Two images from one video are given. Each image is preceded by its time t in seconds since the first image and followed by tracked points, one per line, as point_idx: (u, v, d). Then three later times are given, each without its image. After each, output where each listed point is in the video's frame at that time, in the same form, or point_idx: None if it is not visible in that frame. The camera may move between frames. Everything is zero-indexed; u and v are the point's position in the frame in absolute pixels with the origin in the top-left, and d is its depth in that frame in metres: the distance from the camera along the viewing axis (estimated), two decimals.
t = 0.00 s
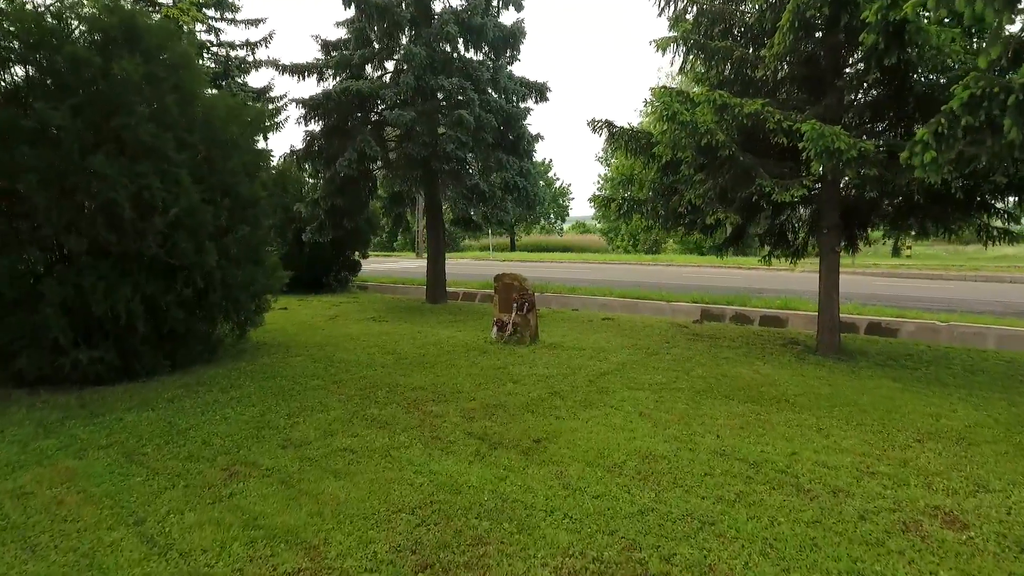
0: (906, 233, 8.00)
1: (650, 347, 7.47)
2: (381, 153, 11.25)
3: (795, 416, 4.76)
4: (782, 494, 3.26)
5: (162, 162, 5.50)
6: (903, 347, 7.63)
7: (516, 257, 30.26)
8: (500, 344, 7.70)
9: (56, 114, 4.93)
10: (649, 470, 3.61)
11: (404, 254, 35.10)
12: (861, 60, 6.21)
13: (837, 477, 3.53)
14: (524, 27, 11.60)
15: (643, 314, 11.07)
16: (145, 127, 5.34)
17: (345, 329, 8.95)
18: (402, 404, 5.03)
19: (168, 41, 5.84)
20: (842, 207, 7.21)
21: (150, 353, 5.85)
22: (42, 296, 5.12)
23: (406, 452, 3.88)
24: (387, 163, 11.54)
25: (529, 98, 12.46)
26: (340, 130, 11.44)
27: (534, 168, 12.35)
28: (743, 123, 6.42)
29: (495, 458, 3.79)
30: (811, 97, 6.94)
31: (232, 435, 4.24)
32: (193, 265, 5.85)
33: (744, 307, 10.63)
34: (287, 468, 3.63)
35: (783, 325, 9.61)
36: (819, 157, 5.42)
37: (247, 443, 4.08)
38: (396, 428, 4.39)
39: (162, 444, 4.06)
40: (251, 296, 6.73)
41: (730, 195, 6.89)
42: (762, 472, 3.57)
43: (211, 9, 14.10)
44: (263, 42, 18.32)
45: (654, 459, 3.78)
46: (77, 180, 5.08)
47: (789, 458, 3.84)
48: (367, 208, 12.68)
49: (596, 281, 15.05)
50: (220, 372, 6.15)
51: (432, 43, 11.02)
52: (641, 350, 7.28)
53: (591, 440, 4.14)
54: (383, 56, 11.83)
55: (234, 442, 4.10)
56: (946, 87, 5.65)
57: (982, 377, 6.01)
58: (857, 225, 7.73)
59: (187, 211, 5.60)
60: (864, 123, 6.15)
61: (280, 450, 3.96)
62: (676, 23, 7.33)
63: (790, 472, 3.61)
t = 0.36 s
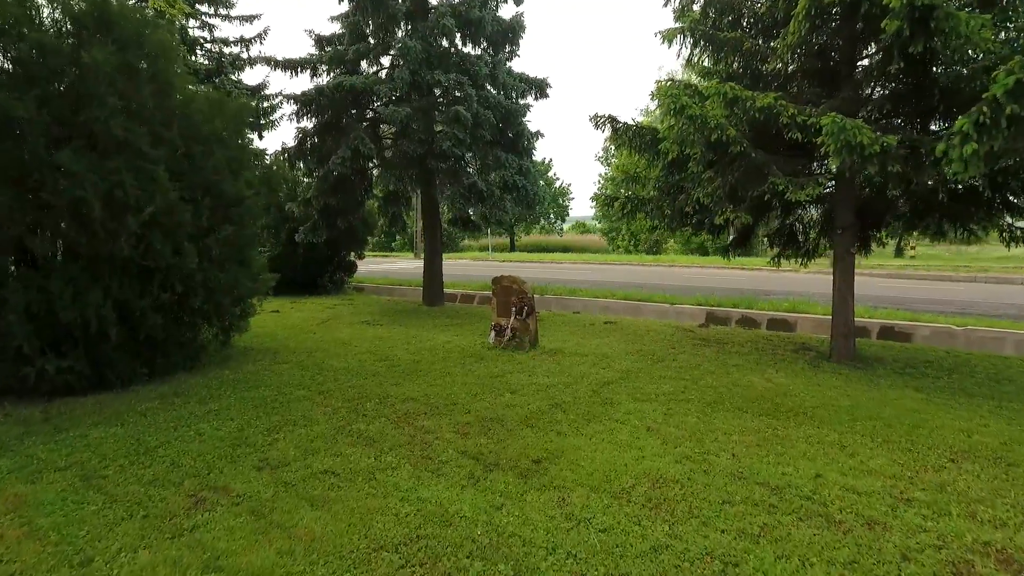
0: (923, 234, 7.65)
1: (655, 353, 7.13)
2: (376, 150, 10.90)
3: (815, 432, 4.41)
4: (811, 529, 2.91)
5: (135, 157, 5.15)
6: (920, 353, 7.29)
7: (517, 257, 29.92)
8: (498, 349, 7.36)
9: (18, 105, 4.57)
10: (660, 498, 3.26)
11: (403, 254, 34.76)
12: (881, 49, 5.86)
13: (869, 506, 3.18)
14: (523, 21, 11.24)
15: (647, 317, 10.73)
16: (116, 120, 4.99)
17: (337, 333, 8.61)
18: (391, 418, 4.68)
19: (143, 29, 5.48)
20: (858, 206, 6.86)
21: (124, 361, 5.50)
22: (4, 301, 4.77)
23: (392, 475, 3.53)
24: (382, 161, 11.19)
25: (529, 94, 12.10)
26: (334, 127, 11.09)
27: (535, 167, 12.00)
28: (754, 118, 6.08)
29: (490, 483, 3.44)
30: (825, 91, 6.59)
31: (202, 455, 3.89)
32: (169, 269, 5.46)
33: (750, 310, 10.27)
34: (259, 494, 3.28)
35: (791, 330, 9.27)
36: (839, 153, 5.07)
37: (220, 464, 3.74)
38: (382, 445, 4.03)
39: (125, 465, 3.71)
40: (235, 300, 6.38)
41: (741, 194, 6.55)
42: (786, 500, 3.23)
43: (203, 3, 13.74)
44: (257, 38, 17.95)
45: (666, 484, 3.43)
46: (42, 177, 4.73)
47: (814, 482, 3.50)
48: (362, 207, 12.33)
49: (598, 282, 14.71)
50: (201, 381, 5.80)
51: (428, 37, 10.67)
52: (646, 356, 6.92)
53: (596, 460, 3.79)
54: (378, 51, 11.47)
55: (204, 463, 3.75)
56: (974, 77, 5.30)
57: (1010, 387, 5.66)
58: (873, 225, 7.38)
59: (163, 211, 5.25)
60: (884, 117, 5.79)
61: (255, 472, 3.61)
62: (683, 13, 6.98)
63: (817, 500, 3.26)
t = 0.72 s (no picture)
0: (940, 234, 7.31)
1: (660, 360, 6.79)
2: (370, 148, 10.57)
3: (838, 450, 4.07)
4: (847, 571, 2.57)
5: (105, 152, 4.81)
6: (939, 358, 6.94)
7: (516, 258, 29.58)
8: (495, 355, 7.02)
9: None
10: (672, 530, 2.92)
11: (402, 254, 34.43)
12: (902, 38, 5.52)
13: (908, 540, 2.85)
14: (522, 14, 10.91)
15: (650, 320, 10.38)
16: (84, 112, 4.65)
17: (328, 338, 8.28)
18: (378, 433, 4.34)
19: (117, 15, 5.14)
20: (874, 204, 6.51)
21: (96, 370, 5.16)
22: None
23: (375, 502, 3.19)
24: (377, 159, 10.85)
25: (529, 90, 11.76)
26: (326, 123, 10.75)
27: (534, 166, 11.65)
28: (767, 112, 5.73)
29: (483, 511, 3.10)
30: (841, 84, 6.25)
31: (168, 477, 3.54)
32: (142, 272, 5.16)
33: (757, 312, 9.93)
34: (224, 526, 2.94)
35: (800, 334, 8.93)
36: (860, 146, 4.72)
37: (186, 487, 3.39)
38: (366, 466, 3.69)
39: (81, 490, 3.36)
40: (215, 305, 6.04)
41: (751, 192, 6.20)
42: (815, 534, 2.89)
43: None
44: (251, 35, 17.58)
45: (679, 513, 3.09)
46: (2, 172, 4.39)
47: (842, 509, 3.16)
48: (357, 207, 11.99)
49: (598, 284, 14.36)
50: (179, 391, 5.46)
51: (424, 30, 10.33)
52: (650, 363, 6.58)
53: (601, 483, 3.45)
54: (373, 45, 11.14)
55: (168, 487, 3.40)
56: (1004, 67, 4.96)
57: None
58: (888, 225, 7.04)
59: (136, 209, 4.91)
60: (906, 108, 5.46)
61: (224, 497, 3.27)
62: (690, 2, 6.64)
63: (849, 533, 2.92)
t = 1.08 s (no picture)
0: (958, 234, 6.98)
1: (666, 366, 6.46)
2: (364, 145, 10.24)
3: (862, 470, 3.75)
4: None
5: (70, 146, 4.49)
6: (958, 364, 6.61)
7: (516, 258, 29.25)
8: (493, 361, 6.71)
9: None
10: (687, 570, 2.59)
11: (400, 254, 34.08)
12: (923, 25, 5.19)
13: None
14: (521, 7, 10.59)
15: (652, 323, 10.05)
16: (46, 102, 4.33)
17: (319, 342, 7.96)
18: (363, 450, 4.01)
19: None
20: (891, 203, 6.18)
21: (63, 379, 4.84)
22: None
23: (354, 533, 2.86)
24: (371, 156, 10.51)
25: (528, 86, 11.42)
26: (319, 119, 10.43)
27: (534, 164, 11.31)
28: (780, 105, 5.40)
29: (475, 545, 2.77)
30: (856, 76, 5.93)
31: (128, 503, 3.21)
32: (114, 275, 4.81)
33: (764, 315, 9.59)
34: (182, 563, 2.61)
35: (809, 339, 8.62)
36: (883, 139, 4.39)
37: (145, 515, 3.06)
38: (347, 489, 3.36)
39: (29, 518, 3.03)
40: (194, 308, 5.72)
41: (763, 190, 5.88)
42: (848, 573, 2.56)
43: None
44: (245, 31, 17.24)
45: (694, 547, 2.77)
46: None
47: (875, 543, 2.84)
48: (352, 206, 11.65)
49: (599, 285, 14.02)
50: (154, 400, 5.14)
51: (419, 23, 10.00)
52: (655, 370, 6.25)
53: (606, 510, 3.12)
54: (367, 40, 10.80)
55: (127, 515, 3.07)
56: None
57: None
58: (905, 225, 6.70)
59: (104, 207, 4.59)
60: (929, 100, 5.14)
61: (186, 527, 2.94)
62: None
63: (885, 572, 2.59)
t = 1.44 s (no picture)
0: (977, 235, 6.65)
1: (671, 373, 6.14)
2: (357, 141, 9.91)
3: (889, 493, 3.42)
4: None
5: (30, 138, 4.18)
6: (977, 371, 6.28)
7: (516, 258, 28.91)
8: (488, 367, 6.39)
9: None
10: None
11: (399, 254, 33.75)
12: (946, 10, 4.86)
13: None
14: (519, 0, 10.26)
15: (655, 326, 9.73)
16: (3, 91, 4.02)
17: (308, 347, 7.64)
18: (346, 469, 3.67)
19: None
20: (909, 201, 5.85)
21: (27, 389, 4.53)
22: None
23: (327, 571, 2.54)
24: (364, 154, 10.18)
25: (527, 82, 11.09)
26: (310, 115, 10.10)
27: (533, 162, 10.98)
28: (795, 96, 5.07)
29: None
30: (872, 67, 5.61)
31: (80, 534, 2.89)
32: (81, 278, 4.52)
33: (770, 318, 9.27)
34: None
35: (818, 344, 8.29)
36: (907, 132, 4.07)
37: (96, 549, 2.74)
38: (325, 517, 3.04)
39: None
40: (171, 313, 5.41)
41: (774, 188, 5.56)
42: None
43: None
44: (239, 27, 16.91)
45: None
46: None
47: None
48: (345, 205, 11.32)
49: (599, 287, 13.68)
50: (125, 411, 4.81)
51: (414, 16, 9.67)
52: (660, 378, 5.93)
53: (611, 544, 2.79)
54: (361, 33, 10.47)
55: (75, 550, 2.75)
56: None
57: None
58: (922, 225, 6.37)
59: (68, 205, 4.27)
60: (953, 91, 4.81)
61: (140, 564, 2.62)
62: None
63: None
